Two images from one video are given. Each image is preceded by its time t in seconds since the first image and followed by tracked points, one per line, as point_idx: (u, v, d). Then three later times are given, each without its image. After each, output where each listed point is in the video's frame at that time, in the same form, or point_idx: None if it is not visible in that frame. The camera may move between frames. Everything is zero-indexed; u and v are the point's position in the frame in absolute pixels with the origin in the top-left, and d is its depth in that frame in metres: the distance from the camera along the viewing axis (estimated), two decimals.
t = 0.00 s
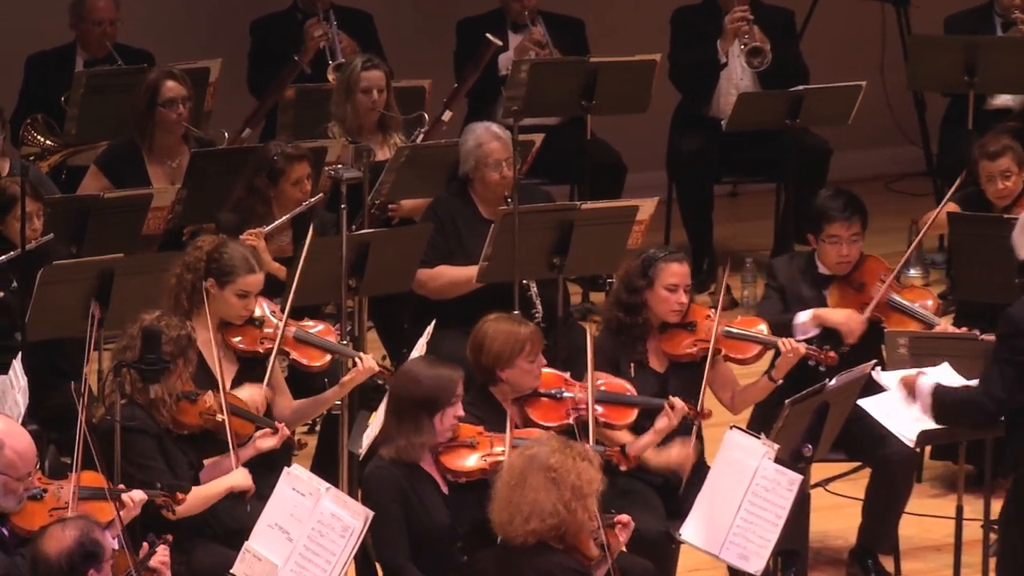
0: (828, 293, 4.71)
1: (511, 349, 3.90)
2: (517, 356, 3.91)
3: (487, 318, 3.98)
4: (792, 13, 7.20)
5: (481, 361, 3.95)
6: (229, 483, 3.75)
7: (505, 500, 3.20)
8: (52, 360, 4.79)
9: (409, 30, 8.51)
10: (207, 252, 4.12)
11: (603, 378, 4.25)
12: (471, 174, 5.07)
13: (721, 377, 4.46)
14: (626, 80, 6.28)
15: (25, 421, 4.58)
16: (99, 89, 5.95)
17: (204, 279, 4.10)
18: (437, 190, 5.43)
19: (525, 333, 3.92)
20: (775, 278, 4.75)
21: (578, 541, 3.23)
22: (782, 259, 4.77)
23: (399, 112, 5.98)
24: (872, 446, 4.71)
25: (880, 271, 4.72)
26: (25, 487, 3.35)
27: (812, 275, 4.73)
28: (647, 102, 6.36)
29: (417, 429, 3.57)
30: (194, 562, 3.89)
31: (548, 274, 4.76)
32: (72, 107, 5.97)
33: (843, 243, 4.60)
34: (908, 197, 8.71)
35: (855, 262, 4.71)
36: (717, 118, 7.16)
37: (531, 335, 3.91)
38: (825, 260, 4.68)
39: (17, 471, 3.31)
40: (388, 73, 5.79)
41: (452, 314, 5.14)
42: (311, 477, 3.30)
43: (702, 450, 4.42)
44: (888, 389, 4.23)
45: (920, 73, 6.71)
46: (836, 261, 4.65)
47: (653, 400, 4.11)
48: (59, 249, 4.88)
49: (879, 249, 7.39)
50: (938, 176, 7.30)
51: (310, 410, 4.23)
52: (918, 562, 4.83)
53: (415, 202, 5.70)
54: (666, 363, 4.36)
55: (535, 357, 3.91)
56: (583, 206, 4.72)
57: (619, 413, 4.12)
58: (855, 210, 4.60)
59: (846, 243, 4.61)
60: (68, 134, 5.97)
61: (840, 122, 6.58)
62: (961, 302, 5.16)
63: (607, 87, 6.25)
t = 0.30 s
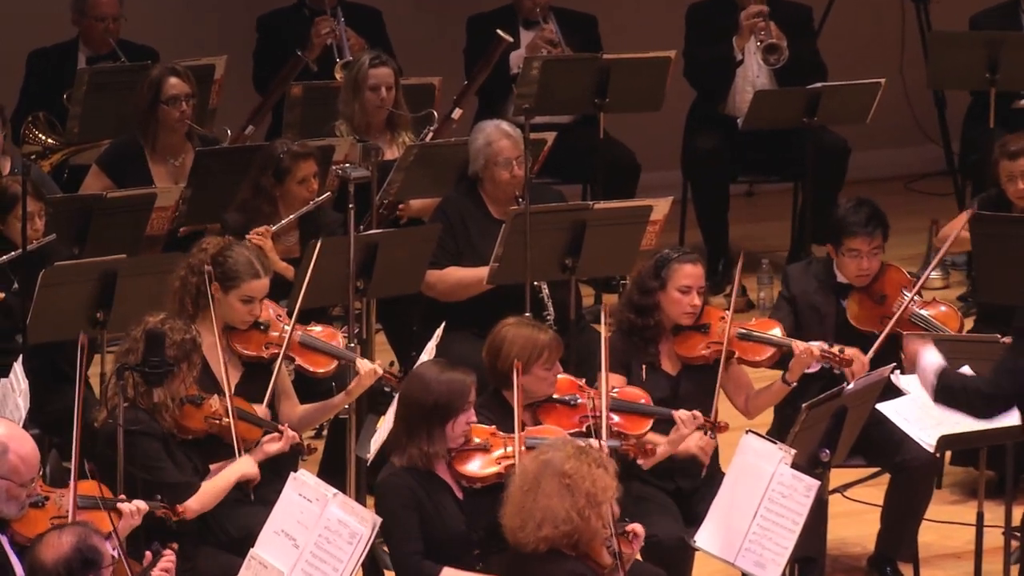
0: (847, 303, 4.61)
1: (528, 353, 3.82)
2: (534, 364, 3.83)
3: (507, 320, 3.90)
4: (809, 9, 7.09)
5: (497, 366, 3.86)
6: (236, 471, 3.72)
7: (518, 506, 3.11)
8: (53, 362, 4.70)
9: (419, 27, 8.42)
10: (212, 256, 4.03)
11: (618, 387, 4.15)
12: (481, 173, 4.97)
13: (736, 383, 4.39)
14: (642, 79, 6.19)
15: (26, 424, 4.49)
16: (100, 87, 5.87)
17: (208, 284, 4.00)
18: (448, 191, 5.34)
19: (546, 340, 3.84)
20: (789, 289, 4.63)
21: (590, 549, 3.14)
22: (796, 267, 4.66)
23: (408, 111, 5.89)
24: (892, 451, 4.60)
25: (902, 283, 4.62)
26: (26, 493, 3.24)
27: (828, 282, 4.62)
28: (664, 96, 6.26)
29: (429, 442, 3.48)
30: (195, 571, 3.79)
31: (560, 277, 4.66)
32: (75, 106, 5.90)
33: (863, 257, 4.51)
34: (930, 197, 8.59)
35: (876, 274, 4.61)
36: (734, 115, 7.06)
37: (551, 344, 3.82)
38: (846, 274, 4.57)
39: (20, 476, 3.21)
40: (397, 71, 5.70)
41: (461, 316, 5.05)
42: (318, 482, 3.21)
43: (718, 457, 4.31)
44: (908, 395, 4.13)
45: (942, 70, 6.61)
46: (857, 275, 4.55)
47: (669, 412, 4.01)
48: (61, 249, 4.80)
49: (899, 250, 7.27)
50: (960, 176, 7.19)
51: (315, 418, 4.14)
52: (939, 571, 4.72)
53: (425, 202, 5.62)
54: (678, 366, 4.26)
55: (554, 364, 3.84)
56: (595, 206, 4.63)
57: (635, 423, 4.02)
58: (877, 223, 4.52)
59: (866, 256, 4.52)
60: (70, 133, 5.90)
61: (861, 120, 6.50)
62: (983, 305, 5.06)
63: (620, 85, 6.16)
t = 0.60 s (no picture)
0: (860, 298, 4.50)
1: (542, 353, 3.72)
2: (546, 365, 3.74)
3: (516, 322, 3.82)
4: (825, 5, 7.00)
5: (507, 367, 3.78)
6: (245, 457, 3.63)
7: (529, 514, 3.01)
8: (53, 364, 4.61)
9: (426, 25, 8.32)
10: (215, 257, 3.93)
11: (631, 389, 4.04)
12: (489, 173, 4.87)
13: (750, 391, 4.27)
14: (654, 77, 6.10)
15: (25, 430, 4.40)
16: (100, 85, 5.81)
17: (211, 287, 3.90)
18: (455, 190, 5.24)
19: (557, 340, 3.75)
20: (801, 284, 4.53)
21: (602, 558, 3.03)
22: (812, 264, 4.54)
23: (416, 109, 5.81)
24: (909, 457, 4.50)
25: (918, 279, 4.53)
26: (25, 500, 3.15)
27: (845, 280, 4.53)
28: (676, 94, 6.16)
29: (446, 448, 3.39)
30: None
31: (570, 279, 4.57)
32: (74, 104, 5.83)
33: (879, 246, 4.42)
34: (948, 197, 8.48)
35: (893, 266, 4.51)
36: (748, 114, 6.97)
37: (561, 342, 3.73)
38: (861, 265, 4.48)
39: (19, 483, 3.12)
40: (404, 69, 5.62)
41: (468, 319, 4.95)
42: (323, 489, 3.12)
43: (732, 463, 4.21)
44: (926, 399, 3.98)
45: (960, 68, 6.51)
46: (871, 266, 4.45)
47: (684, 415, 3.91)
48: (60, 250, 4.71)
49: (917, 251, 7.16)
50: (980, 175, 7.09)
51: (317, 426, 4.05)
52: None
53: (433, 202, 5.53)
54: (692, 371, 4.17)
55: (563, 363, 3.75)
56: (606, 206, 4.53)
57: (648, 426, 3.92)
58: (894, 212, 4.42)
59: (882, 246, 4.42)
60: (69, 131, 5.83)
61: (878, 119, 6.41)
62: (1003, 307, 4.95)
63: (632, 83, 6.06)
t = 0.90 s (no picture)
0: (881, 294, 4.39)
1: (552, 357, 3.64)
2: (559, 371, 3.64)
3: (532, 325, 3.73)
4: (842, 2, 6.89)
5: (522, 373, 3.67)
6: (253, 458, 3.55)
7: (538, 524, 2.90)
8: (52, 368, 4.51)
9: (435, 24, 8.23)
10: (219, 262, 3.83)
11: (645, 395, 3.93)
12: (498, 174, 4.77)
13: (765, 397, 4.16)
14: (667, 76, 5.99)
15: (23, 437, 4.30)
16: (101, 84, 5.72)
17: (214, 293, 3.79)
18: (463, 191, 5.13)
19: (574, 346, 3.67)
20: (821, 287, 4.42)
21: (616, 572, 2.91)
22: (831, 265, 4.44)
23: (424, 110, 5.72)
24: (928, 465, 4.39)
25: (942, 275, 4.45)
26: (21, 508, 3.04)
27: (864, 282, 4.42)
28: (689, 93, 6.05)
29: (458, 458, 3.29)
30: None
31: (582, 282, 4.47)
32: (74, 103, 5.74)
33: (903, 240, 4.33)
34: (967, 199, 8.37)
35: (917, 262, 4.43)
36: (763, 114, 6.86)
37: (578, 348, 3.66)
38: (883, 259, 4.38)
39: (15, 491, 3.01)
40: (411, 68, 5.53)
41: (476, 324, 4.85)
42: (328, 497, 3.02)
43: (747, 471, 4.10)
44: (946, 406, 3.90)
45: (980, 67, 6.41)
46: (894, 259, 4.36)
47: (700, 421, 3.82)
48: (60, 252, 4.62)
49: (935, 253, 7.05)
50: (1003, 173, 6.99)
51: (325, 432, 3.95)
52: None
53: (441, 204, 5.43)
54: (705, 377, 4.06)
55: (581, 371, 3.66)
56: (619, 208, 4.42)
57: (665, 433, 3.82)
58: (918, 206, 4.34)
59: (906, 239, 4.33)
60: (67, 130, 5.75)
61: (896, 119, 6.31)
62: None
63: (644, 82, 5.96)
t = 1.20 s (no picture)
0: (900, 298, 4.29)
1: (566, 362, 3.55)
2: (571, 374, 3.56)
3: (542, 329, 3.65)
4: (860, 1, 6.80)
5: (533, 379, 3.59)
6: (258, 486, 3.47)
7: (552, 532, 2.80)
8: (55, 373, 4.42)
9: (447, 23, 8.14)
10: (226, 268, 3.75)
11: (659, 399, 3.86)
12: (510, 176, 4.69)
13: (779, 406, 4.07)
14: (683, 75, 5.91)
15: (26, 443, 4.22)
16: (105, 83, 5.63)
17: (220, 299, 3.72)
18: (474, 193, 5.05)
19: (583, 349, 3.58)
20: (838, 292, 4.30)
21: None
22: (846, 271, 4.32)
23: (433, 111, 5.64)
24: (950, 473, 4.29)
25: (959, 276, 4.34)
26: (22, 518, 2.96)
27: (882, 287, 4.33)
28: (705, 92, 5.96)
29: (474, 467, 3.21)
30: None
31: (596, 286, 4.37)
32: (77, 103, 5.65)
33: (918, 242, 4.22)
34: (987, 201, 8.27)
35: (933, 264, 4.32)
36: (781, 114, 6.77)
37: (590, 350, 3.57)
38: (899, 264, 4.27)
39: (15, 500, 2.92)
40: (422, 67, 5.44)
41: (488, 329, 4.75)
42: (336, 506, 2.93)
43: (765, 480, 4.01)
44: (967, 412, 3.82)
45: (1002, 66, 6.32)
46: (910, 263, 4.25)
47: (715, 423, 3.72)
48: (63, 255, 4.54)
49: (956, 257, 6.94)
50: None
51: (335, 439, 3.87)
52: None
53: (451, 206, 5.34)
54: (718, 385, 3.96)
55: (593, 372, 3.58)
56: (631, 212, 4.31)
57: (682, 436, 3.72)
58: (931, 206, 4.24)
59: (922, 242, 4.22)
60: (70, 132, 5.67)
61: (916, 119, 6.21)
62: None
63: (660, 82, 5.87)
